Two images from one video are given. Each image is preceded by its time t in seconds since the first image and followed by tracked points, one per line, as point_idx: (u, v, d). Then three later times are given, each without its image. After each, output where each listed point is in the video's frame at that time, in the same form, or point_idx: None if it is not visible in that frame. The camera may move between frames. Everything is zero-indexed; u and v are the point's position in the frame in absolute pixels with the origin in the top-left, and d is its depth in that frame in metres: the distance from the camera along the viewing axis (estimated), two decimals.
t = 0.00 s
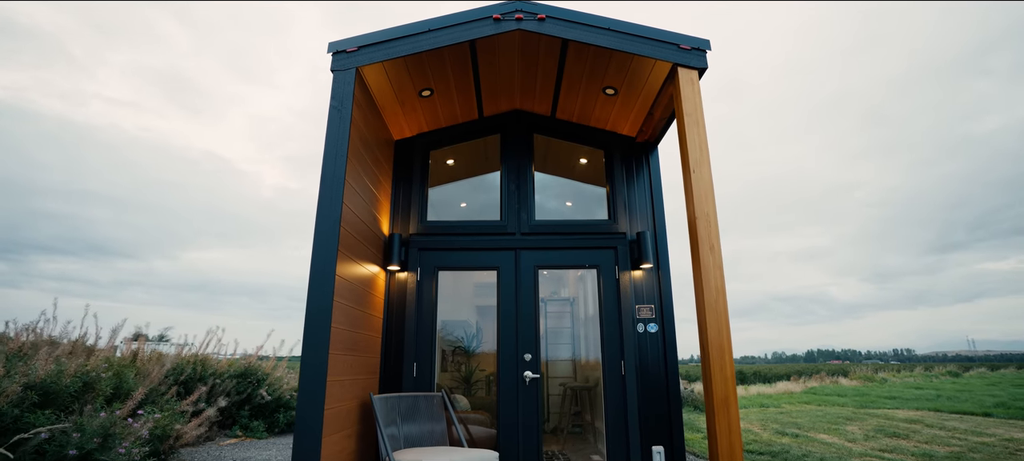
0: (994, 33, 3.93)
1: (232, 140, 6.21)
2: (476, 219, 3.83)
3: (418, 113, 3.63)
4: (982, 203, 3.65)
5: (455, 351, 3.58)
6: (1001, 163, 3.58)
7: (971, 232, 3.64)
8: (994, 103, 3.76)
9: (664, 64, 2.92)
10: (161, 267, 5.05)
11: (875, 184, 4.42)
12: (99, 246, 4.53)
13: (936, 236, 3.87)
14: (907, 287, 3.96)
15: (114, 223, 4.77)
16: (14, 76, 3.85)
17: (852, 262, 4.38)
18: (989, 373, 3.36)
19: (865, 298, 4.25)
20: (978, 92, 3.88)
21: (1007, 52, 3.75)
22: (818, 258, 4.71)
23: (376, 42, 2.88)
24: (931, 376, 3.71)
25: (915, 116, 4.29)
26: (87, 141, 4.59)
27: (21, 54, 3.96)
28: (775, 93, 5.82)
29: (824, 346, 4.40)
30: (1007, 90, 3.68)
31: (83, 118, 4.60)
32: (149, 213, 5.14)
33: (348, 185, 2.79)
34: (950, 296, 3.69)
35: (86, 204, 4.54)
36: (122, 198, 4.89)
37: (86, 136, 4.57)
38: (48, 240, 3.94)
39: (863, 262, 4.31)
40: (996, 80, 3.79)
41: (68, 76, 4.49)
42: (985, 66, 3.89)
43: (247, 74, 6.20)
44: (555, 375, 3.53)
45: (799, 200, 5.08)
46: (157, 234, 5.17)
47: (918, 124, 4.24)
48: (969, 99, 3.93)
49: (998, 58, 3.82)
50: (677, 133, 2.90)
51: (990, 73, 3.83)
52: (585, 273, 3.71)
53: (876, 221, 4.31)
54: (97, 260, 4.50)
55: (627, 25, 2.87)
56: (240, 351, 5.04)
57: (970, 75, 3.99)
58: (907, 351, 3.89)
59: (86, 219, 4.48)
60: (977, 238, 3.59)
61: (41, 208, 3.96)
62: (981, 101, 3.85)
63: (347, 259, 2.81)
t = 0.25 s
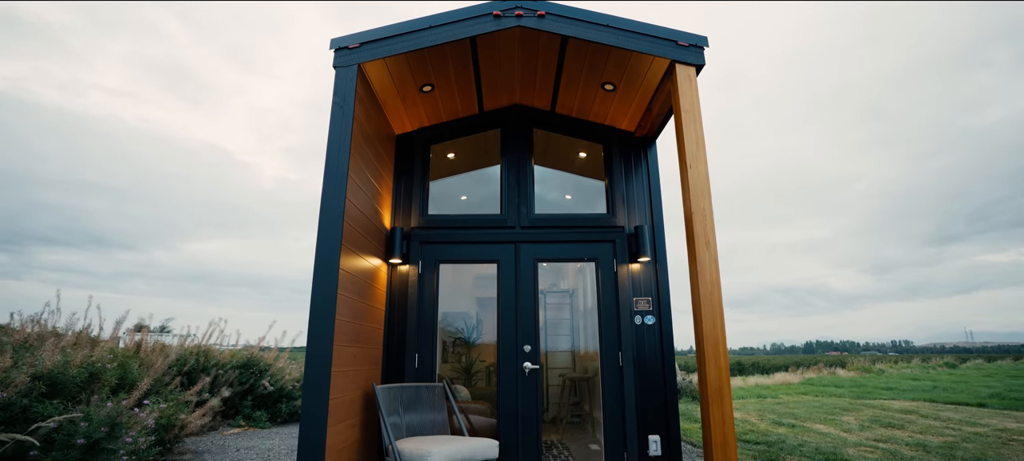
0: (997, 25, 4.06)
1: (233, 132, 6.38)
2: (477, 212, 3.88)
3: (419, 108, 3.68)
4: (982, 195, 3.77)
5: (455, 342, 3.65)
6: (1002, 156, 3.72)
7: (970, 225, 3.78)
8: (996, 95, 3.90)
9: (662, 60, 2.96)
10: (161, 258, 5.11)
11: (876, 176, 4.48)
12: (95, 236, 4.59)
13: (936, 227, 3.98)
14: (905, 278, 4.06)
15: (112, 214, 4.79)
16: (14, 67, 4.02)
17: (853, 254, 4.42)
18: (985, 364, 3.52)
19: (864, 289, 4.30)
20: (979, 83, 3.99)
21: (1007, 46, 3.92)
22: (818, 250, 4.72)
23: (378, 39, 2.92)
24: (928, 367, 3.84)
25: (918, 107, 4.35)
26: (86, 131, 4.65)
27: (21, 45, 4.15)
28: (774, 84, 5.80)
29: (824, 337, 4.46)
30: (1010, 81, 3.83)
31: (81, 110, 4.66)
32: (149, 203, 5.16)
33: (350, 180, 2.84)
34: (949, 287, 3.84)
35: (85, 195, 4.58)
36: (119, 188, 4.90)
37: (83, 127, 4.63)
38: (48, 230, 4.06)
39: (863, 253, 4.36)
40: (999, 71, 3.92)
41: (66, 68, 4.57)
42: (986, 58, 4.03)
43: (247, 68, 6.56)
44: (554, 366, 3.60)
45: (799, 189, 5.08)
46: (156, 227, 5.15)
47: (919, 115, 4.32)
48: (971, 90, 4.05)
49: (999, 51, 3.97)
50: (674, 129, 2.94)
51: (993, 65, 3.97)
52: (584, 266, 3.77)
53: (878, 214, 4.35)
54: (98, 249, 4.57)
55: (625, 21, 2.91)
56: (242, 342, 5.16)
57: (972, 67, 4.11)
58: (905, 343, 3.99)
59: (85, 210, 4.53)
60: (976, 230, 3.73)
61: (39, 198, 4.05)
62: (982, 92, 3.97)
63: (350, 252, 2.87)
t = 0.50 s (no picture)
0: (1004, 12, 4.02)
1: (232, 123, 7.20)
2: (476, 206, 3.93)
3: (420, 103, 3.72)
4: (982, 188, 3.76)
5: (455, 334, 3.72)
6: (1003, 146, 3.70)
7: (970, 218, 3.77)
8: (1000, 86, 3.86)
9: (660, 57, 2.99)
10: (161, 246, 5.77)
11: (878, 169, 4.52)
12: (98, 228, 5.15)
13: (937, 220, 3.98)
14: (905, 271, 4.09)
15: (116, 204, 5.39)
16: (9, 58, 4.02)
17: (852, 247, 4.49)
18: (982, 356, 3.61)
19: (864, 282, 4.39)
20: (985, 75, 3.97)
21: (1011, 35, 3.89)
22: (818, 242, 4.83)
23: (379, 35, 2.95)
24: (925, 359, 3.91)
25: (920, 99, 4.38)
26: (86, 123, 5.06)
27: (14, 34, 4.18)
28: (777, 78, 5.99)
29: (823, 330, 4.57)
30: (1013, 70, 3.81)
31: (79, 100, 5.01)
32: (150, 195, 5.84)
33: (353, 175, 2.88)
34: (948, 281, 3.85)
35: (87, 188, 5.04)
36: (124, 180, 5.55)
37: (83, 116, 5.01)
38: (48, 222, 4.30)
39: (863, 245, 4.41)
40: (1003, 62, 3.90)
41: (64, 60, 4.90)
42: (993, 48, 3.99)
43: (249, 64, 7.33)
44: (553, 358, 3.67)
45: (799, 182, 5.24)
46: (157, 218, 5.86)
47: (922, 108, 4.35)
48: (975, 80, 4.03)
49: (1005, 40, 3.93)
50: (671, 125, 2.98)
51: (997, 55, 3.95)
52: (582, 259, 3.83)
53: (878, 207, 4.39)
54: (101, 240, 5.16)
55: (623, 18, 2.94)
56: (243, 334, 5.74)
57: (975, 58, 4.10)
58: (903, 335, 4.05)
59: (88, 203, 5.02)
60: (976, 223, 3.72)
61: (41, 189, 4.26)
62: (988, 83, 3.94)
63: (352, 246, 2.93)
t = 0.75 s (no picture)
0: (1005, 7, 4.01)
1: (231, 115, 7.31)
2: (475, 200, 3.97)
3: (420, 98, 3.75)
4: (983, 180, 3.75)
5: (456, 326, 3.78)
6: (1003, 138, 3.70)
7: (970, 210, 3.77)
8: (999, 79, 3.85)
9: (658, 54, 3.02)
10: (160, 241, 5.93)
11: (879, 162, 4.53)
12: (98, 220, 5.23)
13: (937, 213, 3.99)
14: (905, 264, 4.11)
15: (116, 196, 5.50)
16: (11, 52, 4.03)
17: (851, 239, 4.53)
18: (981, 349, 3.61)
19: (863, 274, 4.45)
20: (985, 67, 3.96)
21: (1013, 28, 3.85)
22: (818, 235, 4.87)
23: (379, 32, 2.98)
24: (923, 352, 3.95)
25: (920, 93, 4.39)
26: (84, 114, 5.08)
27: (15, 30, 4.17)
28: (777, 71, 6.07)
29: (822, 322, 4.67)
30: (1013, 64, 3.79)
31: (78, 92, 4.99)
32: (150, 187, 5.98)
33: (354, 170, 2.93)
34: (947, 274, 3.85)
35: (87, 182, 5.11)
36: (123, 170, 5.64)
37: (82, 108, 5.03)
38: (49, 216, 4.37)
39: (862, 240, 4.45)
40: (1004, 55, 3.88)
41: (63, 52, 4.84)
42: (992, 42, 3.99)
43: (247, 55, 7.43)
44: (552, 350, 3.73)
45: (800, 177, 5.27)
46: (157, 208, 6.00)
47: (923, 102, 4.35)
48: (977, 74, 4.00)
49: (1006, 33, 3.91)
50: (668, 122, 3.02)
51: (998, 49, 3.93)
52: (581, 253, 3.88)
53: (879, 198, 4.43)
54: (99, 233, 5.18)
55: (622, 15, 2.97)
56: (245, 326, 5.86)
57: (976, 52, 4.09)
58: (902, 328, 4.11)
59: (88, 196, 5.07)
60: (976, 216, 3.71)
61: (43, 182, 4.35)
62: (987, 76, 3.93)
63: (353, 240, 2.97)
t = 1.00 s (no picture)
0: None
1: (229, 107, 7.30)
2: (474, 194, 4.02)
3: (420, 92, 3.78)
4: (982, 173, 3.81)
5: (455, 318, 3.84)
6: (1004, 131, 3.74)
7: (970, 203, 3.83)
8: (1005, 72, 3.84)
9: (655, 49, 3.05)
10: (159, 236, 6.05)
11: (879, 153, 4.58)
12: (97, 212, 5.42)
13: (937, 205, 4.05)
14: (905, 256, 4.14)
15: (113, 188, 5.65)
16: None
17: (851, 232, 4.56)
18: (978, 341, 3.63)
19: (861, 266, 4.44)
20: (989, 60, 3.95)
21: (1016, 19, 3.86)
22: (818, 227, 4.89)
23: (379, 27, 3.01)
24: (921, 344, 4.01)
25: (921, 85, 4.42)
26: (77, 105, 5.32)
27: None
28: (778, 62, 6.06)
29: (821, 314, 4.71)
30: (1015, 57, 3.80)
31: (73, 82, 5.32)
32: (149, 179, 6.11)
33: (355, 164, 2.97)
34: (947, 267, 3.91)
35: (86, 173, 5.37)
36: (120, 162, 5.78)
37: (78, 99, 5.33)
38: (47, 208, 4.64)
39: (863, 232, 4.46)
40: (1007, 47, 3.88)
41: (59, 43, 5.24)
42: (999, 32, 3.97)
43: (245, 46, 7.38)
44: (551, 341, 3.79)
45: (799, 168, 5.29)
46: (157, 200, 6.14)
47: (925, 94, 4.36)
48: (981, 66, 4.01)
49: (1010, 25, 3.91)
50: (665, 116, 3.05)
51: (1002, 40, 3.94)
52: (579, 246, 3.93)
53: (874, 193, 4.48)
54: (100, 227, 5.43)
55: (619, 10, 3.00)
56: (246, 317, 5.93)
57: (979, 43, 4.09)
58: (901, 320, 4.15)
59: (86, 188, 5.31)
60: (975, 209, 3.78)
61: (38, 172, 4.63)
62: (990, 68, 3.94)
63: (354, 233, 3.02)
